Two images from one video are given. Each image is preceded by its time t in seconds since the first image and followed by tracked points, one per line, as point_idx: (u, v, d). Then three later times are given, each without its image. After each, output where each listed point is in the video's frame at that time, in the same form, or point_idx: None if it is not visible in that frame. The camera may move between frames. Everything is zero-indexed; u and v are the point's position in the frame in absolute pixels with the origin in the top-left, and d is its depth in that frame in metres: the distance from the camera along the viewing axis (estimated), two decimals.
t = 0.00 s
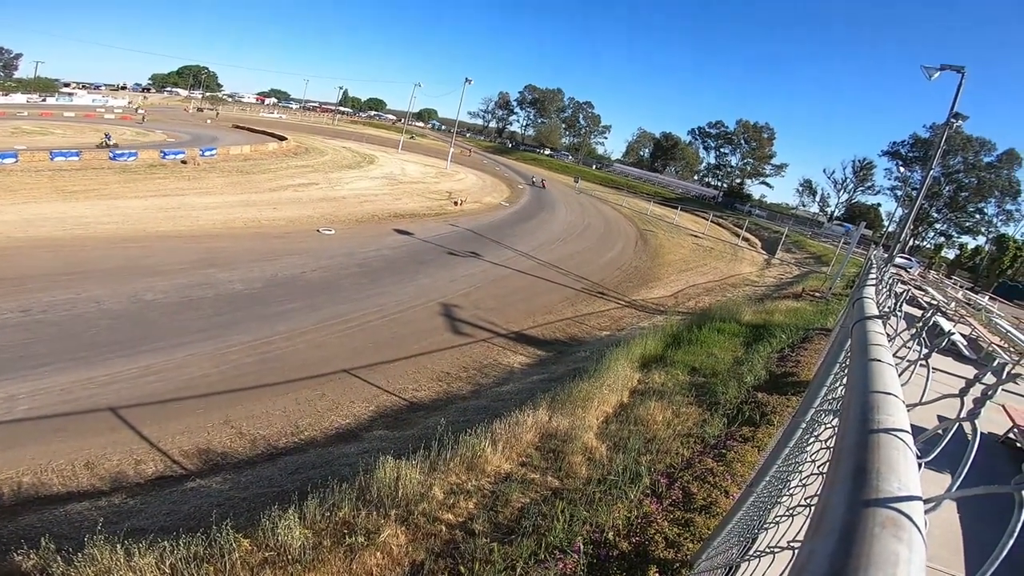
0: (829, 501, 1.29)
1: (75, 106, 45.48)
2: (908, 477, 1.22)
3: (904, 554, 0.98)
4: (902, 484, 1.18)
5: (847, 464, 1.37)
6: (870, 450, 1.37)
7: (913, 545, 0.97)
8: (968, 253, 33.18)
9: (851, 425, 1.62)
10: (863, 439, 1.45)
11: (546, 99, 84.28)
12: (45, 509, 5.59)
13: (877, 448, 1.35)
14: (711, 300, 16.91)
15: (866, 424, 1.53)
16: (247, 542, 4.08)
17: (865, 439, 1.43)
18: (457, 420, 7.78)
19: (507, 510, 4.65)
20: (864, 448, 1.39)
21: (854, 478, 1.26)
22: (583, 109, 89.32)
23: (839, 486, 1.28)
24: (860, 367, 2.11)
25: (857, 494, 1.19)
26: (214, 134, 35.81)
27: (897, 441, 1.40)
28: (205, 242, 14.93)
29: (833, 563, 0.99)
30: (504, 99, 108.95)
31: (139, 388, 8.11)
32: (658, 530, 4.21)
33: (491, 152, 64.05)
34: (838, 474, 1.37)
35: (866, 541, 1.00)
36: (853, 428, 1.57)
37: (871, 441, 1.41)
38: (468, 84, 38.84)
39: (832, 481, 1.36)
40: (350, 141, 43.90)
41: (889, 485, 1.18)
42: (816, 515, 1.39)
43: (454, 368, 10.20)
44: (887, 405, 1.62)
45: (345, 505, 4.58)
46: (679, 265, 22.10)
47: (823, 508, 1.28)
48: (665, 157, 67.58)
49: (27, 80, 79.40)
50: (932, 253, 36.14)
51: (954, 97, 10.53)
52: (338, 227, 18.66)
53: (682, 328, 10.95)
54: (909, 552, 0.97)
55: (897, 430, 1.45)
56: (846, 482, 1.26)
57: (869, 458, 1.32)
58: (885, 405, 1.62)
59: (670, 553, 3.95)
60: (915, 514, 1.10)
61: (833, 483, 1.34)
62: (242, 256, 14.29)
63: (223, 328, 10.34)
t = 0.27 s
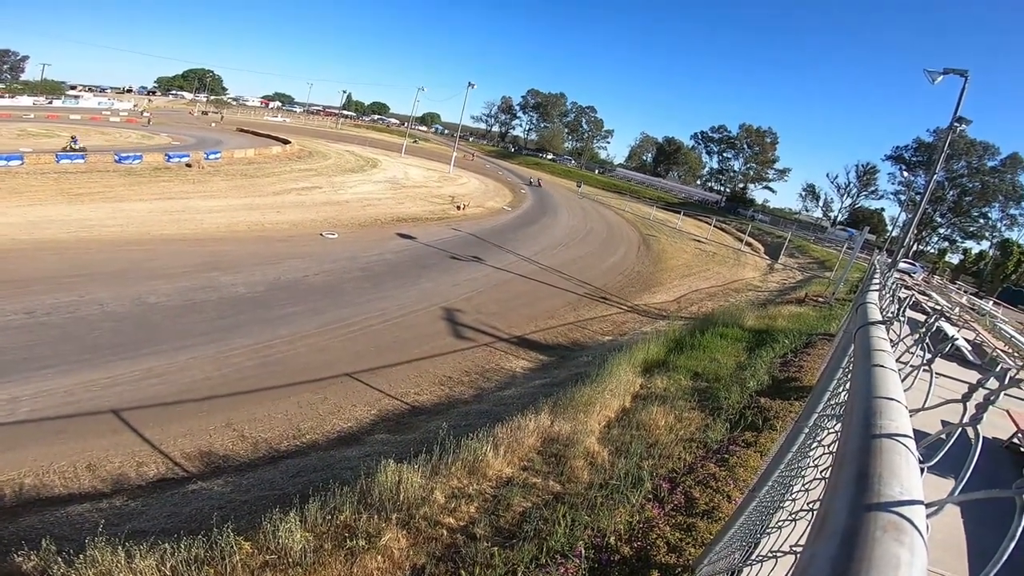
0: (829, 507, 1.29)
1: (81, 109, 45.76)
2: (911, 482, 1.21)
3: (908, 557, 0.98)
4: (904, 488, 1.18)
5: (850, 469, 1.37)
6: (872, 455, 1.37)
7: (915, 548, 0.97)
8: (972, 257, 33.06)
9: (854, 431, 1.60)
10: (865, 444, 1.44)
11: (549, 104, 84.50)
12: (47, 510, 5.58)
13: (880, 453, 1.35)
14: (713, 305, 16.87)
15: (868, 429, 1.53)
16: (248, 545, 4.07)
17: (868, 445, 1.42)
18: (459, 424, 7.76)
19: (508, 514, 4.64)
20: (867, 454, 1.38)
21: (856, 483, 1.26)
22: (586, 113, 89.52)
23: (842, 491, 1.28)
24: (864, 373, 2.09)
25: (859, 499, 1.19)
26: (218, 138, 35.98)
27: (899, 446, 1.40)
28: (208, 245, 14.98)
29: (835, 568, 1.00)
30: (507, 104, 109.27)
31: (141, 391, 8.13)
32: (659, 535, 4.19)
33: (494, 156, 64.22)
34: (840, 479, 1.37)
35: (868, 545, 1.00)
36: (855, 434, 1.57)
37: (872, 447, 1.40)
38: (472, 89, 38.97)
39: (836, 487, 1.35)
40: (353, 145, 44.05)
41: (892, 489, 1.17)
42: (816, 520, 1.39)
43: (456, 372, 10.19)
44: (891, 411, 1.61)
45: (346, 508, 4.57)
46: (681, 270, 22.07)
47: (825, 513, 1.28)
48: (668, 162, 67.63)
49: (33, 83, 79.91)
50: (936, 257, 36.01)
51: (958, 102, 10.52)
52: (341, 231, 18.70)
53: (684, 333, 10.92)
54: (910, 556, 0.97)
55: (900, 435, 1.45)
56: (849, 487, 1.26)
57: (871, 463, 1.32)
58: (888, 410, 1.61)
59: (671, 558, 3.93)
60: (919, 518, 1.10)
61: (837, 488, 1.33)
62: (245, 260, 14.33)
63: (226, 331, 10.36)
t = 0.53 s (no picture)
0: (836, 511, 1.28)
1: (93, 113, 46.30)
2: (918, 487, 1.22)
3: (914, 563, 1.00)
4: (911, 495, 1.17)
5: (857, 473, 1.35)
6: (881, 459, 1.35)
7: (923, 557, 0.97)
8: (982, 261, 32.70)
9: (862, 435, 1.58)
10: (872, 448, 1.43)
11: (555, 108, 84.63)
12: (55, 512, 5.60)
13: (889, 457, 1.34)
14: (720, 309, 16.78)
15: (876, 433, 1.51)
16: (254, 548, 4.07)
17: (876, 449, 1.40)
18: (464, 428, 7.75)
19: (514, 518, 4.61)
20: (875, 457, 1.38)
21: (863, 488, 1.25)
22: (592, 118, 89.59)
23: (848, 495, 1.27)
24: (873, 377, 2.06)
25: (866, 505, 1.18)
26: (227, 142, 36.28)
27: (907, 451, 1.38)
28: (216, 250, 15.08)
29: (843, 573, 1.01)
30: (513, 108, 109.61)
31: (149, 394, 8.17)
32: (666, 539, 4.16)
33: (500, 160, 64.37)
34: (847, 484, 1.36)
35: (875, 549, 1.02)
36: (862, 438, 1.55)
37: (880, 450, 1.40)
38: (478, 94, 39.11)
39: (842, 491, 1.34)
40: (360, 150, 44.27)
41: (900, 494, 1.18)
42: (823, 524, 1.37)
43: (462, 376, 10.18)
44: (900, 415, 1.59)
45: (352, 512, 4.56)
46: (688, 274, 21.99)
47: (831, 517, 1.27)
48: (674, 166, 67.48)
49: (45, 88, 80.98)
50: (945, 261, 35.63)
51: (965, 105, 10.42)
52: (348, 236, 18.78)
53: (691, 337, 10.87)
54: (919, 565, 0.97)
55: (909, 440, 1.43)
56: (856, 490, 1.26)
57: (880, 468, 1.30)
58: (897, 415, 1.59)
59: (678, 563, 3.90)
60: (926, 523, 1.12)
61: (843, 492, 1.32)
62: (252, 264, 14.41)
63: (233, 334, 10.41)
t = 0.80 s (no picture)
0: (843, 512, 1.28)
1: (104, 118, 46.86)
2: (926, 490, 1.21)
3: (921, 567, 1.01)
4: (920, 499, 1.17)
5: (866, 475, 1.34)
6: (890, 463, 1.34)
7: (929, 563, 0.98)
8: (993, 264, 32.30)
9: (870, 438, 1.57)
10: (879, 451, 1.42)
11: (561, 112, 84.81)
12: (64, 514, 5.63)
13: (897, 460, 1.34)
14: (728, 313, 16.68)
15: (886, 435, 1.50)
16: (261, 551, 4.08)
17: (884, 452, 1.39)
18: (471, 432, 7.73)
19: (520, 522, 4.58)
20: (882, 459, 1.37)
21: (871, 489, 1.24)
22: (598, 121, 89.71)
23: (855, 496, 1.27)
24: (884, 380, 2.04)
25: (875, 507, 1.17)
26: (235, 147, 36.57)
27: (917, 455, 1.37)
28: (224, 254, 15.19)
29: None
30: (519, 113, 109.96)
31: (158, 398, 8.23)
32: (672, 543, 4.13)
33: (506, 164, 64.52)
34: (855, 486, 1.35)
35: (883, 553, 1.03)
36: (871, 440, 1.54)
37: (887, 453, 1.39)
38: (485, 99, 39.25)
39: (851, 493, 1.34)
40: (367, 154, 44.48)
41: (907, 497, 1.18)
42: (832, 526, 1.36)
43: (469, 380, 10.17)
44: (907, 418, 1.58)
45: (358, 515, 4.56)
46: (695, 278, 21.89)
47: (838, 518, 1.26)
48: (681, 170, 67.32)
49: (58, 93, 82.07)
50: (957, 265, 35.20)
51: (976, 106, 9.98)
52: (354, 240, 18.86)
53: (698, 342, 10.81)
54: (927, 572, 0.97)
55: (917, 444, 1.42)
56: (862, 493, 1.25)
57: (889, 471, 1.29)
58: (906, 418, 1.57)
59: (684, 567, 3.86)
60: (933, 526, 1.12)
61: (850, 494, 1.31)
62: (260, 268, 14.49)
63: (241, 339, 10.47)
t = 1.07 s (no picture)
0: (853, 515, 1.26)
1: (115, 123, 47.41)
2: (937, 492, 1.20)
3: (933, 569, 0.99)
4: (932, 501, 1.15)
5: (876, 477, 1.32)
6: (901, 465, 1.32)
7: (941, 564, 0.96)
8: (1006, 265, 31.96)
9: (880, 440, 1.54)
10: (890, 452, 1.40)
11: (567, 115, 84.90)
12: (74, 515, 5.66)
13: (907, 462, 1.32)
14: (735, 315, 16.60)
15: (897, 437, 1.47)
16: (268, 553, 4.09)
17: (894, 454, 1.37)
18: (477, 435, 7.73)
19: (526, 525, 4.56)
20: (892, 461, 1.35)
21: (881, 491, 1.22)
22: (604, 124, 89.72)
23: (865, 499, 1.25)
24: (893, 382, 2.01)
25: (885, 509, 1.15)
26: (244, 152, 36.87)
27: (927, 457, 1.35)
28: (233, 258, 15.30)
29: None
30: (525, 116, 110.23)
31: (166, 401, 8.29)
32: (679, 547, 4.10)
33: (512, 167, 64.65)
34: (865, 487, 1.32)
35: (893, 555, 1.01)
36: (881, 442, 1.51)
37: (897, 455, 1.37)
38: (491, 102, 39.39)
39: (860, 495, 1.32)
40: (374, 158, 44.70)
41: (918, 499, 1.16)
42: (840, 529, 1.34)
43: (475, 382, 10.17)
44: (918, 419, 1.56)
45: (365, 518, 4.55)
46: (702, 280, 21.81)
47: (848, 520, 1.24)
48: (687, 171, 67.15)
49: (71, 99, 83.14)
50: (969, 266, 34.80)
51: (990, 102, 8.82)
52: (362, 243, 18.94)
53: (705, 343, 10.78)
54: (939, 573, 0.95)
55: (927, 445, 1.40)
56: (872, 495, 1.23)
57: (900, 473, 1.27)
58: (915, 420, 1.55)
59: (691, 570, 3.84)
60: (945, 528, 1.10)
61: (860, 497, 1.29)
62: (268, 271, 14.59)
63: (249, 341, 10.52)
